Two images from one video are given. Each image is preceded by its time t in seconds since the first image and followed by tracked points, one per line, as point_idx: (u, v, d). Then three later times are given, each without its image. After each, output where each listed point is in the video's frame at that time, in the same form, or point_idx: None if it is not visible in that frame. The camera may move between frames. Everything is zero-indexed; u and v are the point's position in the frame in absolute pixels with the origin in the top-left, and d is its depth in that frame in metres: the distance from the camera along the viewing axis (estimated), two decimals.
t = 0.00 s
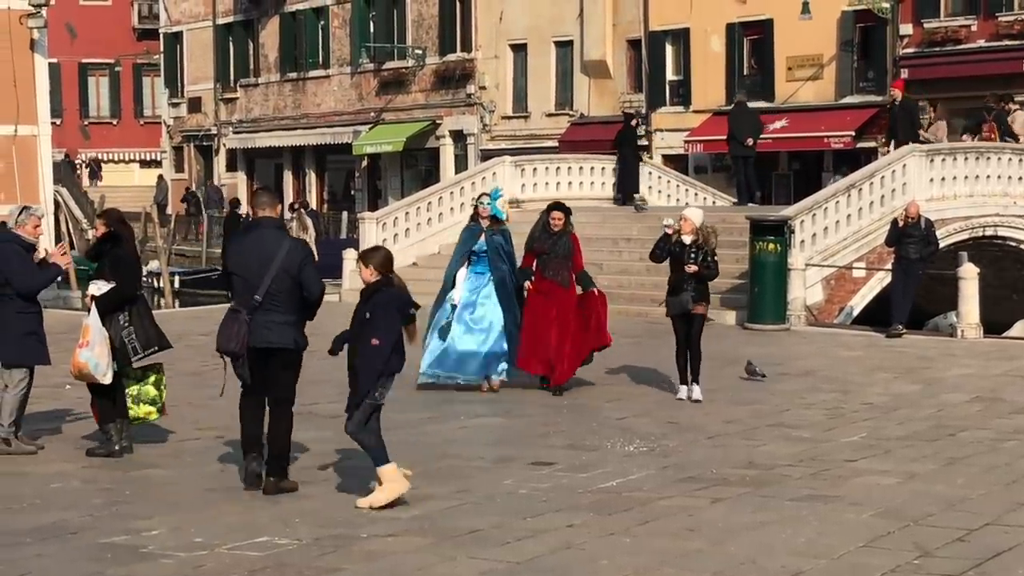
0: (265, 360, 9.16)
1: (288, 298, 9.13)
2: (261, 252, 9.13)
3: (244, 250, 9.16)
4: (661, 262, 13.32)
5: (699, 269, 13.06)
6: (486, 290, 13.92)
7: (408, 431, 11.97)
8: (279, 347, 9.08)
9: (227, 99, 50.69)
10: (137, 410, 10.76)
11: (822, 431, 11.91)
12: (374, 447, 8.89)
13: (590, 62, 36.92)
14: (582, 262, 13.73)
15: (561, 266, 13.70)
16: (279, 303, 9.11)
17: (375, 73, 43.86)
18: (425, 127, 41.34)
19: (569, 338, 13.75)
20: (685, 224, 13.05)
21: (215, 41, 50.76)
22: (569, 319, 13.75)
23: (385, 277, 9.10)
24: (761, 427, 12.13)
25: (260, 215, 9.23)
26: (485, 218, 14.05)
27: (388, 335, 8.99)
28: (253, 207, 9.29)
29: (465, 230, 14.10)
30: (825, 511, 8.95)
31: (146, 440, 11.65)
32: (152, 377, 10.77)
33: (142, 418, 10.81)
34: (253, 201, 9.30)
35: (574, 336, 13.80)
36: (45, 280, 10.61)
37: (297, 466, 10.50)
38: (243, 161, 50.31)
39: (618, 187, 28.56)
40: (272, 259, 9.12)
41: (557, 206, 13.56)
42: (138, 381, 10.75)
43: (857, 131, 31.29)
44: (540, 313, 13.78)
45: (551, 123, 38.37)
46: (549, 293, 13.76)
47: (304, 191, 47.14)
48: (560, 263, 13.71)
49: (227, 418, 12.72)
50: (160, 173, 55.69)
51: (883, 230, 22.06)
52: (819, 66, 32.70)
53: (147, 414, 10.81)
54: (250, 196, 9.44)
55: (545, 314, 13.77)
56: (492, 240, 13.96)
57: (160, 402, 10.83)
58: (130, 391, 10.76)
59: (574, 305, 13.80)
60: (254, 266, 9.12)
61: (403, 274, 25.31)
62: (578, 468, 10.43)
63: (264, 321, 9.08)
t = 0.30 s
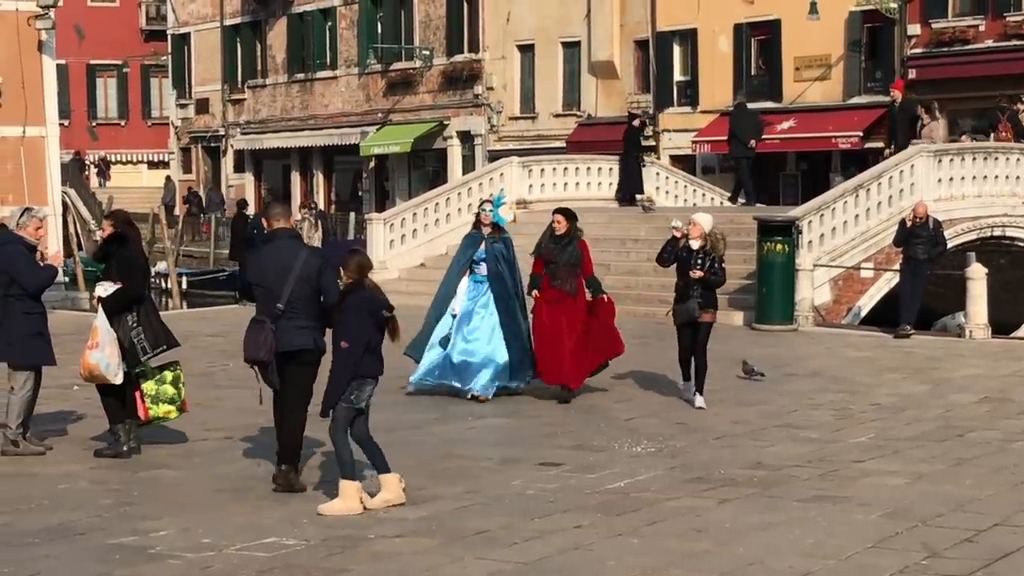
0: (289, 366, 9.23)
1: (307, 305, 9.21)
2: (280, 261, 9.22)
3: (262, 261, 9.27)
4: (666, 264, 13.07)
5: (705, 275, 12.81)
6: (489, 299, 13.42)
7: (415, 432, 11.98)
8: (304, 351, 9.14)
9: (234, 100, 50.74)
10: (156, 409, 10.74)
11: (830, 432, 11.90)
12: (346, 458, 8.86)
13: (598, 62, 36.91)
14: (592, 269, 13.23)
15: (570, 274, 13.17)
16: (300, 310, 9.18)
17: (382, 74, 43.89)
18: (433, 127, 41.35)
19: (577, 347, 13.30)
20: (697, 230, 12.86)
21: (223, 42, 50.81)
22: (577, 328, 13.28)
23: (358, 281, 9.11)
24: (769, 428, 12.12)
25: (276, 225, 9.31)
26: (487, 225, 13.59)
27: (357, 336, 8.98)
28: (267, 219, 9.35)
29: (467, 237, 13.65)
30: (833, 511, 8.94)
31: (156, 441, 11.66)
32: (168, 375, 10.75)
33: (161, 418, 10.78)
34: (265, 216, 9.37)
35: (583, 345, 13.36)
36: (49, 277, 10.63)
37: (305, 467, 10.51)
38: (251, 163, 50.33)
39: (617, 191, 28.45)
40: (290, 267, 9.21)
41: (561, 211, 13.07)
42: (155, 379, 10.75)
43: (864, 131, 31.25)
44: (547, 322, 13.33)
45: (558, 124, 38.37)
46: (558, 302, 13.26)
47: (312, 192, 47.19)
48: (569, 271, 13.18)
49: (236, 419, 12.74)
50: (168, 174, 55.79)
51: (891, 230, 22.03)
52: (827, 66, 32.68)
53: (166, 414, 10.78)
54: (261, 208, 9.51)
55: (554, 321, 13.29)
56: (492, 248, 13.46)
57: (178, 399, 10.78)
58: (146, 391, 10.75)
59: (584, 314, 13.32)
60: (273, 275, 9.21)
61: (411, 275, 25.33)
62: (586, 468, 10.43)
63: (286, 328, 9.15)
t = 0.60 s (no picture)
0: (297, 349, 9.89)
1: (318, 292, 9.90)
2: (296, 248, 9.95)
3: (279, 248, 10.01)
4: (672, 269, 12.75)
5: (713, 277, 12.52)
6: (490, 298, 13.25)
7: (423, 433, 11.98)
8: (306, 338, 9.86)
9: (243, 101, 50.77)
10: (164, 410, 10.69)
11: (839, 432, 11.89)
12: (350, 457, 8.83)
13: (605, 62, 36.91)
14: (598, 265, 12.99)
15: (576, 271, 12.98)
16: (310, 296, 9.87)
17: (390, 74, 43.91)
18: (441, 128, 41.37)
19: (590, 344, 13.07)
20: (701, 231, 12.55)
21: (231, 42, 50.86)
22: (589, 324, 13.07)
23: (334, 279, 9.01)
24: (777, 428, 12.11)
25: (295, 213, 10.07)
26: (487, 223, 13.40)
27: (324, 333, 8.93)
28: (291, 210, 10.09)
29: (467, 236, 13.50)
30: (842, 512, 8.93)
31: (163, 441, 11.67)
32: (177, 374, 10.71)
33: (169, 418, 10.72)
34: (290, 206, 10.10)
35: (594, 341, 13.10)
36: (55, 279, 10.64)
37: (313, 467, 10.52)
38: (259, 163, 50.36)
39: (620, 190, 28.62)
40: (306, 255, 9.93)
41: (564, 206, 12.89)
42: (163, 379, 10.71)
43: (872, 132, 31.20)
44: (552, 319, 13.13)
45: (566, 124, 38.35)
46: (563, 299, 13.12)
47: (319, 193, 47.26)
48: (575, 266, 12.99)
49: (244, 419, 12.75)
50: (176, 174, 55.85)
51: (900, 230, 22.00)
52: (835, 66, 32.63)
53: (174, 415, 10.72)
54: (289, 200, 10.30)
55: (562, 319, 13.12)
56: (491, 247, 13.28)
57: (187, 400, 10.73)
58: (154, 391, 10.71)
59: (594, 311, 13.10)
60: (289, 261, 9.94)
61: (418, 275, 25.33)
62: (594, 469, 10.41)
63: (297, 312, 9.82)
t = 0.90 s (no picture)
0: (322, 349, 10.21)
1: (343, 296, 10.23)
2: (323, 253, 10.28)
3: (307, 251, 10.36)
4: (680, 275, 12.49)
5: (719, 275, 12.23)
6: (492, 308, 12.80)
7: (432, 432, 12.00)
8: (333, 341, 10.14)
9: (253, 101, 50.85)
10: (167, 411, 10.71)
11: (848, 432, 11.88)
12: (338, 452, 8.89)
13: (615, 62, 36.90)
14: (606, 272, 12.59)
15: (583, 279, 12.57)
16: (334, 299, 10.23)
17: (399, 74, 43.94)
18: (450, 128, 41.38)
19: (591, 351, 12.60)
20: (704, 229, 12.31)
21: (240, 42, 50.92)
22: (592, 332, 12.60)
23: (321, 282, 9.09)
24: (787, 428, 12.11)
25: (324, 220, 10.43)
26: (485, 229, 12.92)
27: (307, 335, 9.02)
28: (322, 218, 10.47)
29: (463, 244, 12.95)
30: (851, 512, 8.92)
31: (172, 441, 11.68)
32: (184, 376, 10.73)
33: (172, 420, 10.73)
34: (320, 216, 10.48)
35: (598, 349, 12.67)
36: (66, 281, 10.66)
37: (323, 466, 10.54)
38: (268, 163, 50.40)
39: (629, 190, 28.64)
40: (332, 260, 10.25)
41: (574, 213, 12.64)
42: (169, 380, 10.73)
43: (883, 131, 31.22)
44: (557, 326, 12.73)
45: (575, 124, 38.34)
46: (570, 307, 12.67)
47: (329, 193, 47.32)
48: (582, 273, 12.58)
49: (254, 419, 12.76)
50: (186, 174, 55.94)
51: (909, 230, 21.97)
52: (845, 65, 32.60)
53: (177, 417, 10.74)
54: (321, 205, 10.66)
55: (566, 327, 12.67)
56: (492, 256, 12.80)
57: (192, 402, 10.75)
58: (161, 391, 10.74)
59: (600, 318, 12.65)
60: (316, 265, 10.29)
61: (428, 274, 25.34)
62: (603, 469, 10.42)
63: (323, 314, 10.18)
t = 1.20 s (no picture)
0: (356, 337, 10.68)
1: (375, 285, 10.76)
2: (354, 245, 10.80)
3: (338, 241, 10.84)
4: (695, 284, 12.32)
5: (735, 282, 12.05)
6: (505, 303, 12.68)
7: (448, 431, 12.00)
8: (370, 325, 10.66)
9: (268, 100, 50.87)
10: (180, 410, 10.68)
11: (864, 431, 11.86)
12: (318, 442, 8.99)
13: (630, 60, 36.83)
14: (620, 266, 12.53)
15: (595, 273, 12.51)
16: (366, 288, 10.73)
17: (415, 72, 43.95)
18: (465, 127, 41.35)
19: (601, 345, 12.55)
20: (720, 236, 12.11)
21: (256, 41, 50.98)
22: (605, 325, 12.53)
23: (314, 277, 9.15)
24: (803, 427, 12.08)
25: (353, 212, 10.86)
26: (494, 225, 12.85)
27: (300, 330, 9.03)
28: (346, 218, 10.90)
29: (471, 240, 12.86)
30: (867, 511, 8.90)
31: (188, 439, 11.70)
32: (198, 376, 10.66)
33: (185, 418, 10.72)
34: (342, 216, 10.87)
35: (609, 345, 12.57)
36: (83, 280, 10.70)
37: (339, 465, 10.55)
38: (283, 161, 50.44)
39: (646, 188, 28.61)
40: (364, 252, 10.77)
41: (585, 208, 12.48)
42: (183, 379, 10.66)
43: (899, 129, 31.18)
44: (567, 318, 12.61)
45: (590, 122, 38.30)
46: (581, 300, 12.58)
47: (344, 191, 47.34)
48: (593, 267, 12.53)
49: (269, 418, 12.79)
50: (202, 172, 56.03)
51: (925, 229, 21.92)
52: (861, 63, 32.53)
53: (189, 415, 10.72)
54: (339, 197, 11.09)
55: (578, 321, 12.56)
56: (502, 249, 12.72)
57: (204, 403, 10.70)
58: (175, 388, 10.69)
59: (613, 313, 12.58)
60: (348, 255, 10.79)
61: (443, 273, 25.35)
62: (619, 468, 10.41)
63: (357, 303, 10.69)
